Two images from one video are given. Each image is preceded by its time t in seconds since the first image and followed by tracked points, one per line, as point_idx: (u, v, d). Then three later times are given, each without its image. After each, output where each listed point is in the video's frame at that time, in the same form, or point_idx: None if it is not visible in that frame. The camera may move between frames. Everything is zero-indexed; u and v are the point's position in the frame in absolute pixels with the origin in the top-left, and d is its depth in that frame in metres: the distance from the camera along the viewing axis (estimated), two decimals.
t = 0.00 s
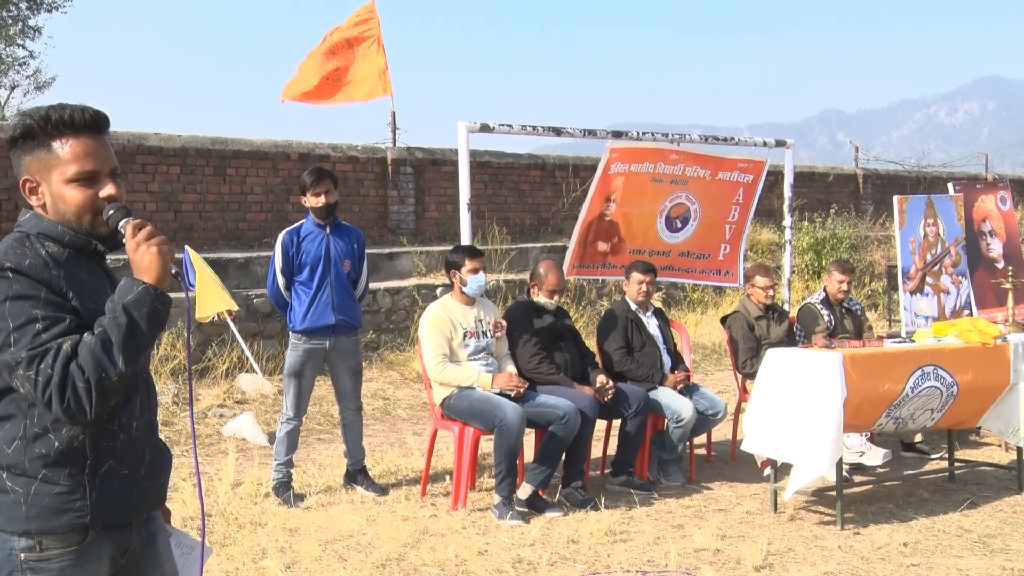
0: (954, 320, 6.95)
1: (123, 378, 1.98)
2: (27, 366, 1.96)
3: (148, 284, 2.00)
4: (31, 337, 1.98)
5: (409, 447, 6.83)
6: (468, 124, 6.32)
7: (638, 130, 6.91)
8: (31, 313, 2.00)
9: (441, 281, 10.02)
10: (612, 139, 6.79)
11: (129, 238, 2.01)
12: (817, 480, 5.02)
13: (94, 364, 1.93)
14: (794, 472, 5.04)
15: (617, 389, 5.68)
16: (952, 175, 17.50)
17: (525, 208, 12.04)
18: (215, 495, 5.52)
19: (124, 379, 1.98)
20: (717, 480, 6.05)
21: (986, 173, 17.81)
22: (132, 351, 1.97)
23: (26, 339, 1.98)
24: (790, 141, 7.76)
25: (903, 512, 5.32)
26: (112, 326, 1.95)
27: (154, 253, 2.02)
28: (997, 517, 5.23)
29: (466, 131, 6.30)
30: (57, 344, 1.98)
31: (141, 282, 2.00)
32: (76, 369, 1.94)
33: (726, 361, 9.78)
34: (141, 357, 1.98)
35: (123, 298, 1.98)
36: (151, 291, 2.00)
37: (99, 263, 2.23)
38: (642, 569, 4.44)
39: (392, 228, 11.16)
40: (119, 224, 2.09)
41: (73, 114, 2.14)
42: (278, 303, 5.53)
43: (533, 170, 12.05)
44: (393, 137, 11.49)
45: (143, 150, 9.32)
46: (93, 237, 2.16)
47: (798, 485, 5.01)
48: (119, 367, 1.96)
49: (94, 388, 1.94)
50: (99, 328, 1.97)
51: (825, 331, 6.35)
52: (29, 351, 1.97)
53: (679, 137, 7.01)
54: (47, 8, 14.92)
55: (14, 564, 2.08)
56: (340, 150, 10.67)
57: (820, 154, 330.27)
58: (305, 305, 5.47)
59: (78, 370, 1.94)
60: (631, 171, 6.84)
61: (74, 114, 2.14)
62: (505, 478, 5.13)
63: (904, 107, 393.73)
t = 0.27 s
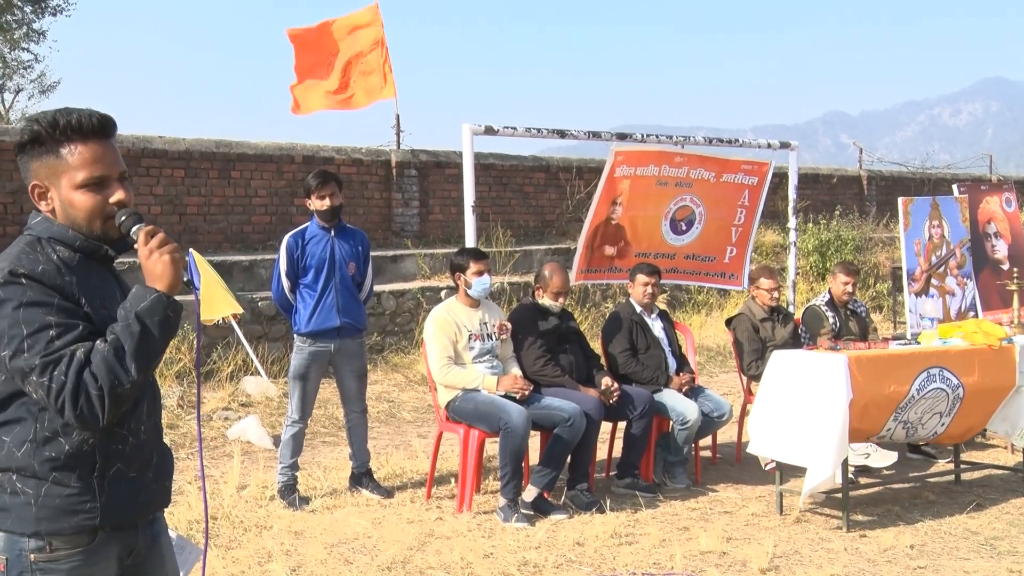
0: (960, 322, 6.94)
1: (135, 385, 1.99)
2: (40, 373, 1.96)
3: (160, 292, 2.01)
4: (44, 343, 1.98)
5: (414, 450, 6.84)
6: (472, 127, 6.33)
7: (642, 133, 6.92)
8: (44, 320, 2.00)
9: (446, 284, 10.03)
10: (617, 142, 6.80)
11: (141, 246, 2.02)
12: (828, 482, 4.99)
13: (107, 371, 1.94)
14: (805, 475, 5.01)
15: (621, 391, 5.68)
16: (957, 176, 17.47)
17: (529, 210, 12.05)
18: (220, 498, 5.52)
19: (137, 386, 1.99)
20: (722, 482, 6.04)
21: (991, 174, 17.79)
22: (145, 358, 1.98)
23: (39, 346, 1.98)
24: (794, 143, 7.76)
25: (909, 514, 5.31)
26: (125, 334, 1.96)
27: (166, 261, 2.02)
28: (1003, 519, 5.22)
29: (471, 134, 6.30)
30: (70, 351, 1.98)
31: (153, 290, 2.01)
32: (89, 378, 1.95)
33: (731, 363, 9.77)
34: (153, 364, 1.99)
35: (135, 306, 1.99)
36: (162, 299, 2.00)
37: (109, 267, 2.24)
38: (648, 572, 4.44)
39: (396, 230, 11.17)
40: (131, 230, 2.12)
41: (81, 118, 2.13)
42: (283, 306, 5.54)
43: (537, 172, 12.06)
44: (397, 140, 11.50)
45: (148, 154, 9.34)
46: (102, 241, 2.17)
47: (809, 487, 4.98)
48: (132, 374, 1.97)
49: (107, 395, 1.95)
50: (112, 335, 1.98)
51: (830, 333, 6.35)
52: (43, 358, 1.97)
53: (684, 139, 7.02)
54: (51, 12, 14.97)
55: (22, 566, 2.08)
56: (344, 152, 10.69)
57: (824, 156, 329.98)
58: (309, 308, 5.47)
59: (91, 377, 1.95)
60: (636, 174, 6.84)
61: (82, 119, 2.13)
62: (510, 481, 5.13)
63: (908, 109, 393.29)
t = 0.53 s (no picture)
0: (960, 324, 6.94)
1: (153, 390, 2.01)
2: (60, 378, 1.97)
3: (177, 298, 2.02)
4: (63, 348, 1.99)
5: (415, 453, 6.84)
6: (474, 130, 6.34)
7: (644, 136, 6.92)
8: (64, 325, 2.01)
9: (447, 286, 10.03)
10: (618, 145, 6.80)
11: (161, 253, 2.05)
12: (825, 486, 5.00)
13: (127, 377, 1.96)
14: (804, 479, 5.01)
15: (623, 394, 5.68)
16: (958, 179, 17.47)
17: (530, 213, 12.05)
18: (221, 501, 5.53)
19: (154, 391, 2.01)
20: (724, 485, 6.04)
21: (991, 176, 17.78)
22: (165, 365, 2.00)
23: (59, 351, 1.99)
24: (795, 146, 7.77)
25: (910, 517, 5.31)
26: (143, 340, 1.98)
27: (185, 268, 2.04)
28: (1005, 521, 5.22)
29: (472, 137, 6.31)
30: (90, 356, 2.00)
31: (170, 295, 2.02)
32: (109, 383, 1.97)
33: (732, 366, 9.77)
34: (172, 369, 2.01)
35: (153, 312, 1.99)
36: (180, 305, 2.02)
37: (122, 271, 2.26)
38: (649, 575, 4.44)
39: (397, 233, 11.18)
40: (151, 238, 2.15)
41: (101, 121, 2.14)
42: (285, 308, 5.55)
43: (538, 175, 12.07)
44: (398, 142, 11.51)
45: (149, 157, 9.35)
46: (115, 244, 2.18)
47: (807, 490, 4.99)
48: (151, 380, 1.98)
49: (126, 400, 1.97)
50: (131, 340, 1.99)
51: (831, 336, 6.35)
52: (63, 363, 1.98)
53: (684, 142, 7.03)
54: (52, 15, 14.99)
55: (34, 565, 2.08)
56: (345, 155, 10.70)
57: (824, 158, 330.03)
58: (311, 310, 5.47)
59: (111, 383, 1.97)
60: (637, 178, 6.85)
61: (102, 122, 2.15)
62: (512, 483, 5.14)
63: (908, 111, 393.40)
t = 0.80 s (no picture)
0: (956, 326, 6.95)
1: (165, 394, 2.02)
2: (74, 380, 1.97)
3: (192, 304, 2.03)
4: (78, 351, 1.99)
5: (412, 455, 6.84)
6: (471, 132, 6.34)
7: (641, 138, 6.92)
8: (79, 328, 2.01)
9: (443, 288, 10.03)
10: (616, 147, 6.81)
11: (177, 260, 2.06)
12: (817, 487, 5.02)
13: (140, 381, 1.97)
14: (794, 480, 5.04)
15: (620, 396, 5.68)
16: (953, 181, 17.51)
17: (527, 214, 12.06)
18: (218, 503, 5.52)
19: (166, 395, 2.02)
20: (720, 487, 6.05)
21: (987, 178, 17.81)
22: (178, 370, 2.01)
23: (74, 354, 1.99)
24: (791, 148, 7.78)
25: (906, 519, 5.32)
26: (158, 346, 1.99)
27: (200, 274, 2.06)
28: (1001, 523, 5.23)
29: (469, 139, 6.31)
30: (104, 359, 2.00)
31: (184, 302, 2.03)
32: (122, 387, 1.98)
33: (729, 368, 9.78)
34: (185, 374, 2.02)
35: (168, 318, 2.00)
36: (195, 312, 2.03)
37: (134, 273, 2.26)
38: None
39: (394, 235, 11.18)
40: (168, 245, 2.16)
41: (125, 125, 2.15)
42: (281, 310, 5.54)
43: (534, 177, 12.09)
44: (395, 144, 11.51)
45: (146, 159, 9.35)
46: (129, 246, 2.18)
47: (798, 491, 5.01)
48: (164, 384, 2.00)
49: (139, 404, 1.98)
50: (145, 345, 2.00)
51: (827, 338, 6.36)
52: (78, 365, 1.98)
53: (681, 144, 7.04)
54: (48, 17, 14.98)
55: (43, 562, 2.09)
56: (342, 157, 10.70)
57: (821, 160, 330.55)
58: (307, 312, 5.47)
59: (125, 387, 1.98)
60: (635, 180, 6.85)
61: (125, 126, 2.15)
62: (508, 486, 5.15)
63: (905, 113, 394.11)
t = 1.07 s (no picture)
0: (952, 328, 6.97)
1: (174, 393, 2.02)
2: (84, 375, 1.99)
3: (206, 306, 2.04)
4: (89, 347, 2.01)
5: (409, 456, 6.83)
6: (468, 134, 6.34)
7: (638, 141, 6.93)
8: (90, 325, 2.03)
9: (440, 290, 10.03)
10: (613, 149, 6.82)
11: (194, 264, 2.08)
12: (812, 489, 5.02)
13: (150, 379, 1.97)
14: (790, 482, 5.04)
15: (617, 398, 5.68)
16: (950, 184, 17.53)
17: (524, 216, 12.06)
18: (215, 505, 5.51)
19: (175, 394, 2.02)
20: (717, 489, 6.05)
21: (984, 181, 17.83)
22: (187, 369, 2.01)
23: (84, 349, 2.01)
24: (788, 150, 7.79)
25: (903, 521, 5.32)
26: (169, 345, 1.99)
27: (214, 277, 2.07)
28: (998, 525, 5.23)
29: (467, 140, 6.31)
30: (115, 356, 2.01)
31: (199, 304, 2.04)
32: (131, 383, 1.98)
33: (726, 370, 9.78)
34: (194, 374, 2.02)
35: (181, 319, 2.00)
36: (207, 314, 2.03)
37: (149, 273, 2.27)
38: None
39: (391, 237, 11.17)
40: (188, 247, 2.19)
41: (147, 128, 2.19)
42: (278, 312, 5.54)
43: (531, 179, 12.09)
44: (393, 146, 11.51)
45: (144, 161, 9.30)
46: (144, 245, 2.19)
47: (793, 493, 5.00)
48: (173, 383, 2.00)
49: (147, 402, 1.98)
50: (156, 343, 2.01)
51: (825, 340, 6.36)
52: (88, 361, 2.00)
53: (679, 146, 7.05)
54: (45, 17, 14.96)
55: (62, 557, 2.10)
56: (339, 159, 10.69)
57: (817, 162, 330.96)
58: (305, 314, 5.47)
59: (134, 384, 1.98)
60: (633, 183, 6.84)
61: (147, 129, 2.19)
62: (506, 488, 5.13)
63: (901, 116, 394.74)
